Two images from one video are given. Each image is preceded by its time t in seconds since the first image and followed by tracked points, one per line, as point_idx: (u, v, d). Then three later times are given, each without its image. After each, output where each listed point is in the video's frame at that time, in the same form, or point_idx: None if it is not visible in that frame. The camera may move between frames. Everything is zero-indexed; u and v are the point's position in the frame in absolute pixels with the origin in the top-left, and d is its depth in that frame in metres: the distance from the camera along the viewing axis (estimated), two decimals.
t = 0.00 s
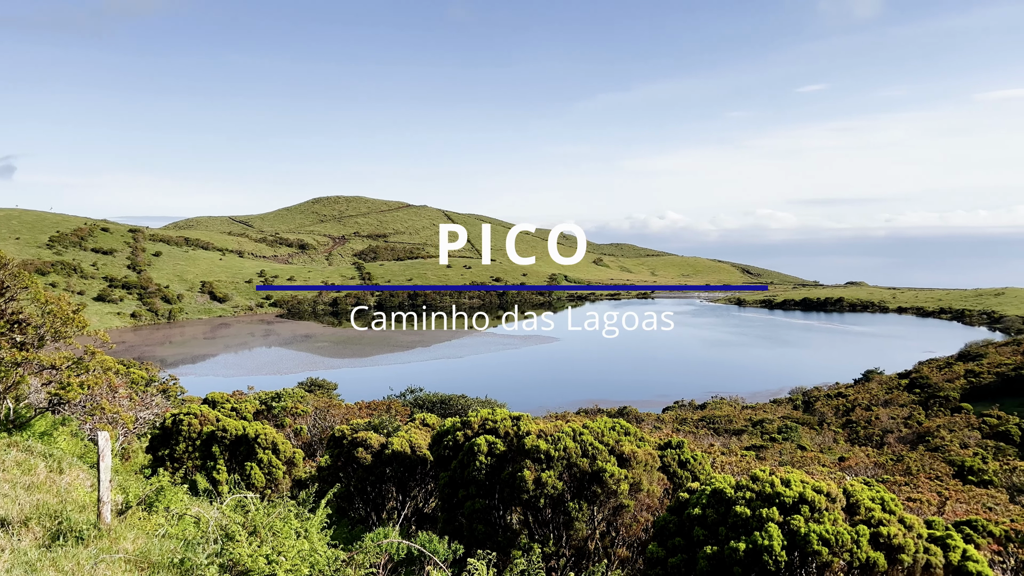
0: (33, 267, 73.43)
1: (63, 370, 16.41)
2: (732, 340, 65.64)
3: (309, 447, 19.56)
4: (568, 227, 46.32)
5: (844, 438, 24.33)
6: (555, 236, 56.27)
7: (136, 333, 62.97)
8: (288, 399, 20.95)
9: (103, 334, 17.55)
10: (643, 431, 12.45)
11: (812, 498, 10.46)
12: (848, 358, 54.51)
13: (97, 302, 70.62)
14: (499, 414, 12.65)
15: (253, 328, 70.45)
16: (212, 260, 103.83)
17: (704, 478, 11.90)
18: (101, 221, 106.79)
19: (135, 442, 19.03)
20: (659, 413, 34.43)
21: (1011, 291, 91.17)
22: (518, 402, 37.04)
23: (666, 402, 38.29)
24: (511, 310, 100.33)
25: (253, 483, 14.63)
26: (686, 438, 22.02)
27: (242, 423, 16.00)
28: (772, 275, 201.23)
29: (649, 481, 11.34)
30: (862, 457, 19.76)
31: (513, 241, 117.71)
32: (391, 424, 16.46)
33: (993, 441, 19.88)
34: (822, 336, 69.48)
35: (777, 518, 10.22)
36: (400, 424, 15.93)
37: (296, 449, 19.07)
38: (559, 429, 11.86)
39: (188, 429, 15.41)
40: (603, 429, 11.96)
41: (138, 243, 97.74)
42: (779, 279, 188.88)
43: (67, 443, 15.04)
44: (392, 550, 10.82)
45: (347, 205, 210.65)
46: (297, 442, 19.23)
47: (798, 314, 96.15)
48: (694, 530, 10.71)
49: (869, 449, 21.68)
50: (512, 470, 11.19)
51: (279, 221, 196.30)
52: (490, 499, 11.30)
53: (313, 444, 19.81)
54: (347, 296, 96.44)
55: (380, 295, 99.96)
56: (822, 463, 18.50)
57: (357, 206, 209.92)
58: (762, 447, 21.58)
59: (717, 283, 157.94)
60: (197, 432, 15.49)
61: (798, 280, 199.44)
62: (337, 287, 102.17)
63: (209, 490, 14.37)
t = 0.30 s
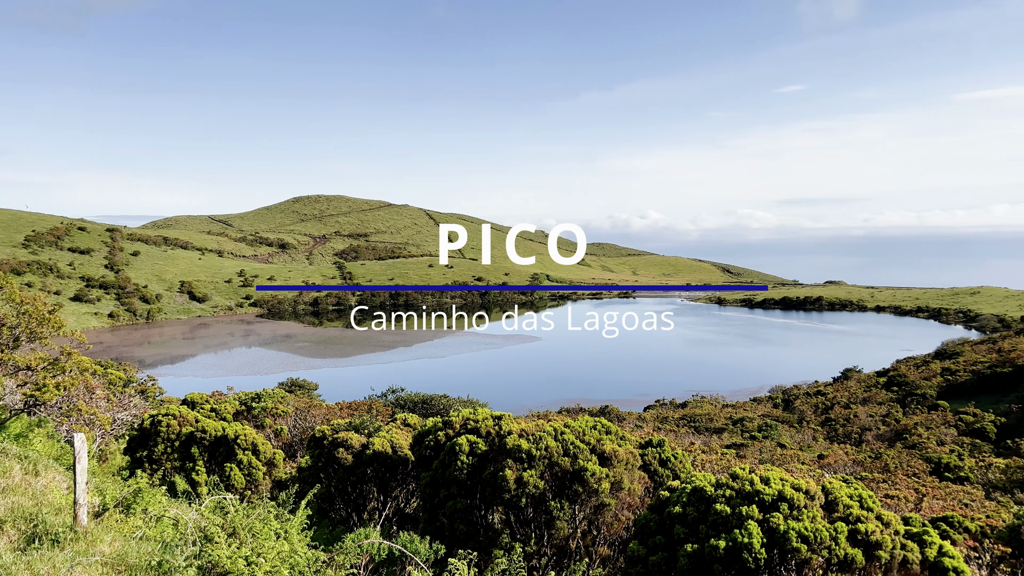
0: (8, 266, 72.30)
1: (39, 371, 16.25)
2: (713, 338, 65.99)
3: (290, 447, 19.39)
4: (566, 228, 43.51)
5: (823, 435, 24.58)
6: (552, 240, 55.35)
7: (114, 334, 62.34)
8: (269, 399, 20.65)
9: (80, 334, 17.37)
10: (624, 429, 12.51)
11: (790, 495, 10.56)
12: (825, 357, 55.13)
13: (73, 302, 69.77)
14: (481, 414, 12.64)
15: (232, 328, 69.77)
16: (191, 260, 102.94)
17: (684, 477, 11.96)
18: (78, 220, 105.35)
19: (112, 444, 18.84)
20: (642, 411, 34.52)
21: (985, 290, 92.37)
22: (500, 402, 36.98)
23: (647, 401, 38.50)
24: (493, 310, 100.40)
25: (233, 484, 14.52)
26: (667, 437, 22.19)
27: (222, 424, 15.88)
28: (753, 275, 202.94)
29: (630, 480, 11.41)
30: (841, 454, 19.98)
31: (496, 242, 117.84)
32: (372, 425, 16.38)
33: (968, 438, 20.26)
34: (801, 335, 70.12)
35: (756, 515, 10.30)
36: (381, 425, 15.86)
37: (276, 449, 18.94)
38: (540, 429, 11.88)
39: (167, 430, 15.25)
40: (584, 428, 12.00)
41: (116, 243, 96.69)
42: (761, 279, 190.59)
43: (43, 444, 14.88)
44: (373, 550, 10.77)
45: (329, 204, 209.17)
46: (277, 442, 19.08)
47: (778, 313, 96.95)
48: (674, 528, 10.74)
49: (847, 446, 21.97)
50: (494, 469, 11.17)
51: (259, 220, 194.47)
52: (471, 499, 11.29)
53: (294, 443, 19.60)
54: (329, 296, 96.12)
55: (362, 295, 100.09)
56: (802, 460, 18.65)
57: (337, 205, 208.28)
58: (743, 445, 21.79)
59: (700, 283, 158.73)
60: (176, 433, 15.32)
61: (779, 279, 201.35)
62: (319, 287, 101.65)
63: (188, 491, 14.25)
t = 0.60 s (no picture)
0: None
1: (13, 373, 16.07)
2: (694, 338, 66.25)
3: (270, 449, 19.22)
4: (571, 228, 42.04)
5: (801, 434, 24.87)
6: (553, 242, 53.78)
7: (91, 335, 61.69)
8: (249, 399, 20.29)
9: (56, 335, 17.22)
10: (605, 428, 12.56)
11: (770, 492, 10.64)
12: (803, 355, 55.75)
13: (49, 303, 68.91)
14: (462, 414, 12.60)
15: (212, 328, 68.95)
16: (169, 259, 101.94)
17: (665, 475, 12.01)
18: (55, 220, 103.77)
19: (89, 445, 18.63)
20: (622, 410, 34.59)
21: (961, 289, 93.47)
22: (482, 401, 36.96)
23: (628, 400, 38.56)
24: (475, 309, 100.44)
25: (212, 486, 14.41)
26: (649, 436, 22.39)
27: (202, 425, 15.73)
28: (733, 274, 204.71)
29: (611, 479, 11.47)
30: (820, 452, 20.17)
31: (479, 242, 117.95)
32: (353, 425, 16.26)
33: (945, 435, 20.61)
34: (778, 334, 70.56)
35: (736, 513, 10.38)
36: (362, 425, 15.78)
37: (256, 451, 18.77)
38: (521, 428, 11.88)
39: (145, 432, 15.09)
40: (566, 427, 12.03)
41: (93, 243, 95.59)
42: (742, 279, 192.32)
43: (19, 446, 14.72)
44: (354, 551, 10.73)
45: (309, 203, 207.40)
46: (258, 443, 18.91)
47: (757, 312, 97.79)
48: (655, 526, 10.77)
49: (826, 444, 22.26)
50: (475, 469, 11.14)
51: (237, 220, 192.27)
52: (453, 499, 11.26)
53: (274, 445, 19.45)
54: (309, 295, 95.65)
55: (343, 294, 99.79)
56: (782, 459, 18.78)
57: (317, 204, 206.65)
58: (723, 443, 21.94)
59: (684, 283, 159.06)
60: (155, 435, 15.18)
61: (760, 279, 203.27)
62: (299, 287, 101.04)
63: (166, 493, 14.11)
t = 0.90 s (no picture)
0: None
1: None
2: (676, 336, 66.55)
3: (250, 450, 19.04)
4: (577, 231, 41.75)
5: (783, 431, 25.06)
6: (553, 246, 54.32)
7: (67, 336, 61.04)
8: (229, 399, 19.99)
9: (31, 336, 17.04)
10: (587, 427, 12.58)
11: (749, 490, 10.71)
12: (784, 353, 56.29)
13: (24, 304, 67.98)
14: (443, 414, 12.56)
15: (191, 329, 68.36)
16: (148, 260, 100.89)
17: (646, 474, 12.06)
18: (31, 220, 102.15)
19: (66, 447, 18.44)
20: (602, 410, 34.59)
21: (939, 288, 94.75)
22: (464, 401, 36.98)
23: (609, 400, 38.53)
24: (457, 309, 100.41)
25: (191, 487, 14.30)
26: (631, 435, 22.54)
27: (180, 426, 15.58)
28: (715, 273, 206.64)
29: (592, 478, 11.51)
30: (799, 449, 20.38)
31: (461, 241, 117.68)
32: (334, 425, 16.15)
33: (923, 432, 21.00)
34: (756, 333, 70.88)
35: (716, 511, 10.43)
36: (343, 425, 15.69)
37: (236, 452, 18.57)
38: (503, 428, 11.87)
39: (122, 434, 14.93)
40: (547, 426, 12.02)
41: (70, 243, 94.46)
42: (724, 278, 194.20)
43: None
44: (334, 553, 10.66)
45: (289, 203, 205.74)
46: (237, 444, 18.70)
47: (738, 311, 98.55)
48: (636, 525, 10.80)
49: (806, 442, 22.52)
50: (456, 469, 11.11)
51: (217, 220, 190.14)
52: (434, 499, 11.24)
53: (254, 446, 19.29)
54: (290, 296, 95.09)
55: (323, 294, 99.41)
56: (762, 456, 18.94)
57: (297, 204, 204.97)
58: (703, 442, 22.01)
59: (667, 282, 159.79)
60: (133, 437, 15.02)
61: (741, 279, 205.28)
62: (280, 287, 100.45)
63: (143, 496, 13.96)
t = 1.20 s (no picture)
0: None
1: None
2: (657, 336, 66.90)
3: (229, 452, 18.86)
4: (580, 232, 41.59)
5: (763, 430, 25.25)
6: (553, 247, 54.55)
7: (41, 337, 60.11)
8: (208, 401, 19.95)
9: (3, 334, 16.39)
10: (568, 427, 12.62)
11: (729, 489, 10.79)
12: (766, 352, 56.83)
13: None
14: (425, 414, 12.55)
15: (169, 330, 67.61)
16: (125, 260, 99.64)
17: (627, 473, 12.10)
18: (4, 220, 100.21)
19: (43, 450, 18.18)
20: (585, 409, 34.59)
21: (915, 287, 96.00)
22: (446, 401, 37.00)
23: (592, 400, 38.66)
24: (439, 309, 100.76)
25: (170, 489, 14.19)
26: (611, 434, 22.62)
27: (159, 429, 15.45)
28: (696, 272, 208.67)
29: (574, 477, 11.55)
30: (779, 447, 20.64)
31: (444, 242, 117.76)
32: (314, 426, 16.06)
33: (900, 430, 21.37)
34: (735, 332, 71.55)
35: (696, 509, 10.49)
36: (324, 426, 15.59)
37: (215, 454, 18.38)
38: (484, 428, 11.87)
39: (99, 437, 14.76)
40: (529, 426, 12.03)
41: (46, 243, 93.01)
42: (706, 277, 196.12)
43: None
44: (315, 554, 10.58)
45: (269, 203, 203.78)
46: (217, 446, 18.50)
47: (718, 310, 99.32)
48: (617, 524, 10.82)
49: (785, 440, 22.76)
50: (438, 470, 11.11)
51: (196, 220, 187.66)
52: (416, 500, 11.21)
53: (234, 448, 19.13)
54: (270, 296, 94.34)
55: (304, 295, 98.90)
56: (742, 455, 19.12)
57: (277, 203, 203.05)
58: (683, 441, 22.10)
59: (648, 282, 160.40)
60: (110, 439, 14.86)
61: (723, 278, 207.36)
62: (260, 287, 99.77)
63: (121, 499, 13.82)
